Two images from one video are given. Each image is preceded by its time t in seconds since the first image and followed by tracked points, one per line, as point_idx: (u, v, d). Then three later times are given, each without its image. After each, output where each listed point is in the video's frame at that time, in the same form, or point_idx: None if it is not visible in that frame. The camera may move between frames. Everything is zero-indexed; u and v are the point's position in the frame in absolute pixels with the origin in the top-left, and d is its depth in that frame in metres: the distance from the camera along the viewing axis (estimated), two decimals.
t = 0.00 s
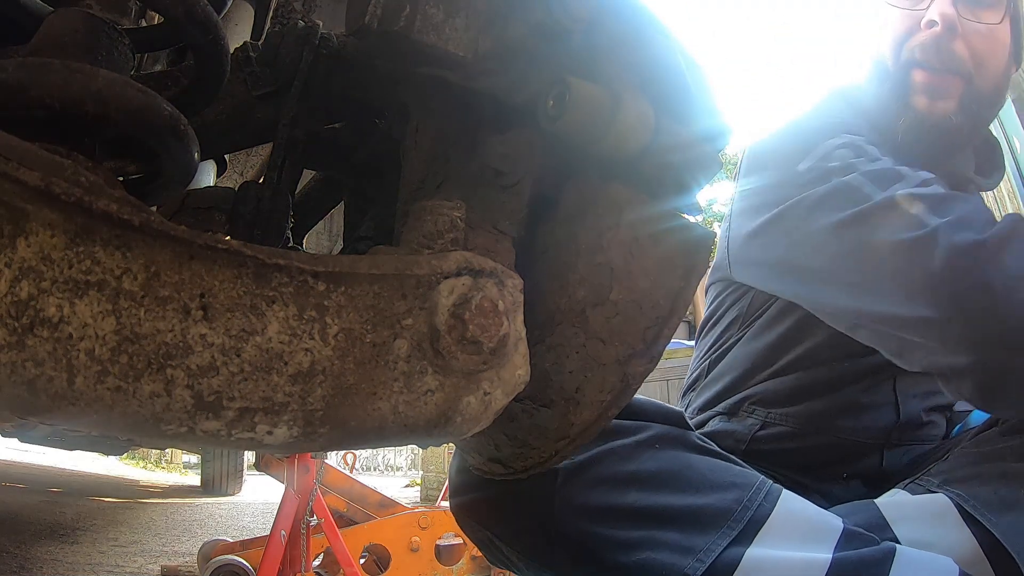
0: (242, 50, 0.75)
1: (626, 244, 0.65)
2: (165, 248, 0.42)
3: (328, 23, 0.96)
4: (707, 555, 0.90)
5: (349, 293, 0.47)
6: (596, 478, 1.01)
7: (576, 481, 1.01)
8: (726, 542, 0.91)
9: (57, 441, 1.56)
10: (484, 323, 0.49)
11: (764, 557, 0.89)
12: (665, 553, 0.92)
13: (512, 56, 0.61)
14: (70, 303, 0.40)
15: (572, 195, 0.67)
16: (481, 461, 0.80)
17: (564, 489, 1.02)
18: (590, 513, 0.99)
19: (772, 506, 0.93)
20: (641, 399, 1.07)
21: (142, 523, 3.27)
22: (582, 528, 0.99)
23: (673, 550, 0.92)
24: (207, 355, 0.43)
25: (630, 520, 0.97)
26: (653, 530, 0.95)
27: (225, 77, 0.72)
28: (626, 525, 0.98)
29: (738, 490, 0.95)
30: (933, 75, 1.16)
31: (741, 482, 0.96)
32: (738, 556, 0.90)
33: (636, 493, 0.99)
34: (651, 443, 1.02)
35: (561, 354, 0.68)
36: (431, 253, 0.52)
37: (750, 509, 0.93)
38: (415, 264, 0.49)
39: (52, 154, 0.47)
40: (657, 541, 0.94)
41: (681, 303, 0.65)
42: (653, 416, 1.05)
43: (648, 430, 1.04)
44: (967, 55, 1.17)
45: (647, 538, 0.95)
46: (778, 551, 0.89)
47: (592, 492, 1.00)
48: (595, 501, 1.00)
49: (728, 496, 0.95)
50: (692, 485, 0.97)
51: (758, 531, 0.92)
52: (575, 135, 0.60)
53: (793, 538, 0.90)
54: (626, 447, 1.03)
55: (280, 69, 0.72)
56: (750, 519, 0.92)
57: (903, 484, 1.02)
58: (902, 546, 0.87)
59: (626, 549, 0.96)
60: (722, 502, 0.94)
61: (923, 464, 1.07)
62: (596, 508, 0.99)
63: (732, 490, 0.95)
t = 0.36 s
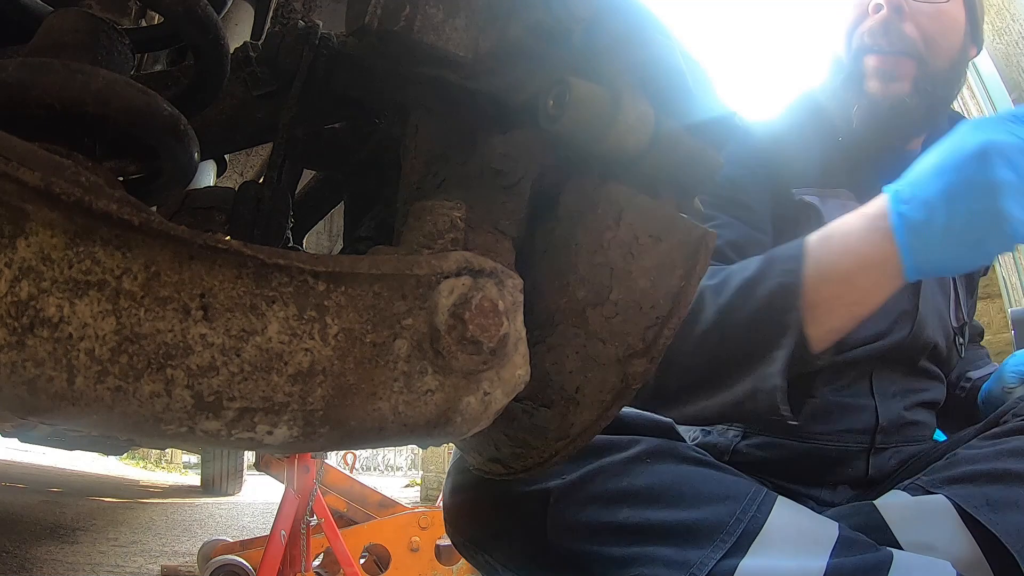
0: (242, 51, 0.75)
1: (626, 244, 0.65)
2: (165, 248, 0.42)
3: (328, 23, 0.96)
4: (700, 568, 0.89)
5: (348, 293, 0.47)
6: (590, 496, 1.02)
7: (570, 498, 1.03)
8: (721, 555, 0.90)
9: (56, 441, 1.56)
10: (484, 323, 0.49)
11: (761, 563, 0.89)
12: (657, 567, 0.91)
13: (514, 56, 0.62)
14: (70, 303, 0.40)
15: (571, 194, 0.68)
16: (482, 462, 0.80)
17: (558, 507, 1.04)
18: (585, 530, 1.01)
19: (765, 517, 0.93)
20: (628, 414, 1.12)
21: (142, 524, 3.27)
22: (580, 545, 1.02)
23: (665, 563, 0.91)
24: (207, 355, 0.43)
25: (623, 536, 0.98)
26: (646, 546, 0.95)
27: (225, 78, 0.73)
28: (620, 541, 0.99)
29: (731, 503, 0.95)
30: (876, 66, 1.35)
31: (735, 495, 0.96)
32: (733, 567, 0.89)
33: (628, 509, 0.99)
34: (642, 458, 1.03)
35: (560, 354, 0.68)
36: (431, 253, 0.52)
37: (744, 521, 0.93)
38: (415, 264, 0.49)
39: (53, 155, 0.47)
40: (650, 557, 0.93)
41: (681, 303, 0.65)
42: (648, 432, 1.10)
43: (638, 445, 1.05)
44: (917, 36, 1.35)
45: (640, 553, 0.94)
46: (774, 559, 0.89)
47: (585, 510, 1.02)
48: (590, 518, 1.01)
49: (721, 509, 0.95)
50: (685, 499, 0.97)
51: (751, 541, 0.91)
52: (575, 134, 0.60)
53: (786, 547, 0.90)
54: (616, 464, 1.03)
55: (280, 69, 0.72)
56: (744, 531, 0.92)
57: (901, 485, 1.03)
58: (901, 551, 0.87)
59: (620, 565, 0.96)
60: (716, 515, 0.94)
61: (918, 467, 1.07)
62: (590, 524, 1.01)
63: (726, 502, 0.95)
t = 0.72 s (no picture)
0: (242, 50, 0.75)
1: (626, 244, 0.65)
2: (165, 248, 0.42)
3: (328, 23, 0.96)
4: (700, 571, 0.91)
5: (349, 293, 0.47)
6: (588, 502, 1.00)
7: (569, 505, 1.01)
8: (719, 557, 0.92)
9: (56, 441, 1.56)
10: (484, 323, 0.49)
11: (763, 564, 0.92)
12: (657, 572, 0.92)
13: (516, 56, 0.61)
14: (69, 303, 0.40)
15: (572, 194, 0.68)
16: (481, 462, 0.80)
17: (558, 513, 1.01)
18: (584, 537, 0.99)
19: (760, 522, 0.95)
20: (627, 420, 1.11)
21: (142, 523, 3.27)
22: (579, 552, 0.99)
23: (665, 569, 0.92)
24: (207, 355, 0.43)
25: (623, 542, 0.97)
26: (646, 550, 0.95)
27: (225, 78, 0.73)
28: (619, 547, 0.97)
29: (728, 507, 0.96)
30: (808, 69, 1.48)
31: (731, 499, 0.97)
32: (730, 570, 0.91)
33: (627, 514, 0.98)
34: (640, 464, 1.01)
35: (560, 355, 0.68)
36: (431, 254, 0.52)
37: (739, 525, 0.94)
38: (415, 264, 0.49)
39: (53, 155, 0.47)
40: (649, 561, 0.94)
41: (682, 303, 0.65)
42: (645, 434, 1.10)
43: (634, 451, 1.03)
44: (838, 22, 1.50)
45: (640, 558, 0.95)
46: (775, 561, 0.92)
47: (584, 517, 1.00)
48: (587, 525, 0.99)
49: (718, 514, 0.95)
50: (682, 504, 0.97)
51: (749, 544, 0.93)
52: (575, 134, 0.60)
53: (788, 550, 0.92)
54: (613, 470, 1.01)
55: (280, 69, 0.72)
56: (740, 534, 0.93)
57: (901, 484, 1.05)
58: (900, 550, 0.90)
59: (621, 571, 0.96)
60: (713, 520, 0.95)
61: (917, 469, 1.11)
62: (589, 529, 0.99)
63: (722, 506, 0.96)
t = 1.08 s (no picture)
0: (242, 50, 0.75)
1: (626, 244, 0.65)
2: (165, 248, 0.42)
3: (328, 22, 0.96)
4: (717, 564, 0.93)
5: (348, 293, 0.47)
6: (599, 498, 0.98)
7: (582, 500, 0.99)
8: (734, 548, 0.93)
9: (57, 441, 1.56)
10: (484, 323, 0.49)
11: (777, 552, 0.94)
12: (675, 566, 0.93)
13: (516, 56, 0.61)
14: (70, 302, 0.40)
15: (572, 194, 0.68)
16: (482, 462, 0.80)
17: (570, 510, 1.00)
18: (596, 532, 0.99)
19: (769, 510, 0.96)
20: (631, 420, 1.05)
21: (142, 524, 3.27)
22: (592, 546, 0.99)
23: (683, 562, 0.93)
24: (207, 355, 0.43)
25: (637, 535, 0.97)
26: (661, 545, 0.96)
27: (225, 78, 0.73)
28: (633, 541, 0.97)
29: (738, 498, 0.97)
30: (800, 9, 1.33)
31: (739, 489, 0.98)
32: (746, 561, 0.93)
33: (640, 509, 0.98)
34: (649, 458, 1.00)
35: (560, 355, 0.69)
36: (431, 253, 0.52)
37: (750, 516, 0.95)
38: (415, 263, 0.49)
39: (54, 155, 0.47)
40: (667, 556, 0.95)
41: (681, 303, 0.65)
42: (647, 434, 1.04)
43: (642, 446, 1.01)
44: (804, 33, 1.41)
45: (657, 554, 0.95)
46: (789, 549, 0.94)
47: (598, 511, 0.99)
48: (601, 521, 0.98)
49: (729, 505, 0.96)
50: (693, 497, 0.97)
51: (761, 535, 0.94)
52: (575, 135, 0.60)
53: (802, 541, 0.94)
54: (623, 465, 0.99)
55: (280, 70, 0.72)
56: (752, 524, 0.95)
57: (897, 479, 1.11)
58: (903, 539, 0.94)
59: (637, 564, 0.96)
60: (725, 511, 0.96)
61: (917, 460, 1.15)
62: (602, 524, 0.98)
63: (733, 498, 0.97)
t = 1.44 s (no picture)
0: (242, 50, 0.75)
1: (626, 244, 0.65)
2: (165, 248, 0.42)
3: (328, 22, 0.96)
4: (760, 539, 0.93)
5: (348, 293, 0.47)
6: (643, 476, 1.01)
7: (624, 481, 1.01)
8: (774, 525, 0.93)
9: (57, 441, 1.57)
10: (484, 323, 0.49)
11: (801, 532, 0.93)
12: (719, 540, 0.93)
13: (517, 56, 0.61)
14: (70, 302, 0.40)
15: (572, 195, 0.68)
16: (482, 461, 0.80)
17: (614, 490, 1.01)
18: (641, 509, 0.99)
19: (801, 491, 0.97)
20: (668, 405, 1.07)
21: (142, 523, 3.26)
22: (635, 526, 0.99)
23: (727, 537, 0.93)
24: (207, 355, 0.43)
25: (679, 515, 0.97)
26: (702, 521, 0.96)
27: (225, 78, 0.73)
28: (676, 519, 0.97)
29: (773, 478, 0.98)
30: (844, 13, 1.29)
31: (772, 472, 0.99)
32: (787, 539, 0.93)
33: (682, 488, 0.98)
34: (683, 442, 1.02)
35: (560, 355, 0.69)
36: (431, 253, 0.52)
37: (785, 494, 0.96)
38: (415, 264, 0.49)
39: (54, 155, 0.47)
40: (709, 531, 0.94)
41: (681, 303, 0.65)
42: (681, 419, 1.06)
43: (680, 430, 1.04)
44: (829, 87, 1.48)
45: (700, 528, 0.95)
46: (816, 526, 0.94)
47: (640, 491, 1.00)
48: (644, 497, 0.99)
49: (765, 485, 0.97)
50: (729, 478, 0.98)
51: (797, 513, 0.95)
52: (575, 135, 0.60)
53: (826, 515, 0.95)
54: (662, 446, 1.02)
55: (281, 70, 0.72)
56: (788, 502, 0.95)
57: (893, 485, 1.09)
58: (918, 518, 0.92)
59: (680, 544, 0.95)
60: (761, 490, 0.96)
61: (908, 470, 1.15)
62: (643, 504, 0.99)
63: (770, 479, 0.98)
